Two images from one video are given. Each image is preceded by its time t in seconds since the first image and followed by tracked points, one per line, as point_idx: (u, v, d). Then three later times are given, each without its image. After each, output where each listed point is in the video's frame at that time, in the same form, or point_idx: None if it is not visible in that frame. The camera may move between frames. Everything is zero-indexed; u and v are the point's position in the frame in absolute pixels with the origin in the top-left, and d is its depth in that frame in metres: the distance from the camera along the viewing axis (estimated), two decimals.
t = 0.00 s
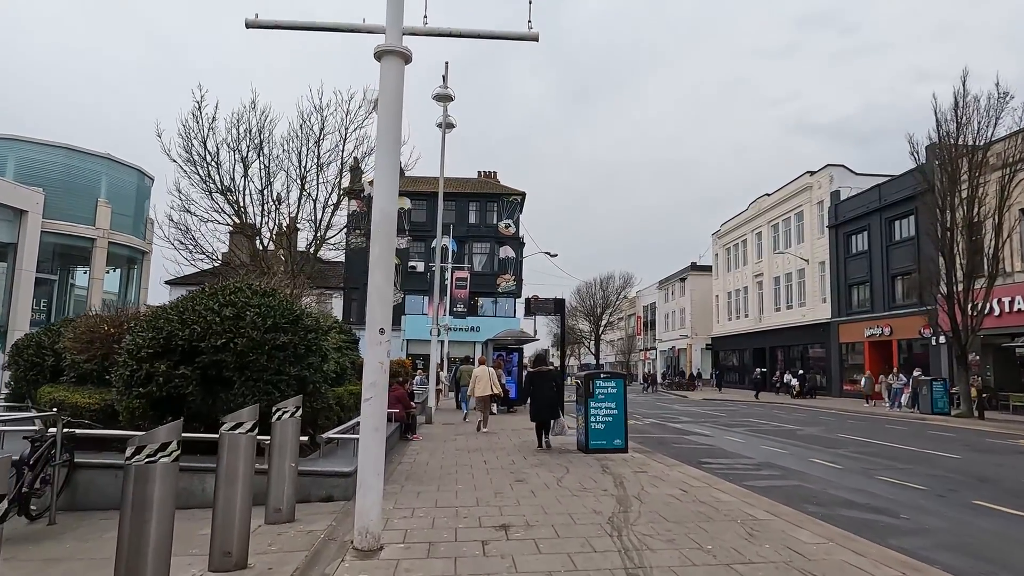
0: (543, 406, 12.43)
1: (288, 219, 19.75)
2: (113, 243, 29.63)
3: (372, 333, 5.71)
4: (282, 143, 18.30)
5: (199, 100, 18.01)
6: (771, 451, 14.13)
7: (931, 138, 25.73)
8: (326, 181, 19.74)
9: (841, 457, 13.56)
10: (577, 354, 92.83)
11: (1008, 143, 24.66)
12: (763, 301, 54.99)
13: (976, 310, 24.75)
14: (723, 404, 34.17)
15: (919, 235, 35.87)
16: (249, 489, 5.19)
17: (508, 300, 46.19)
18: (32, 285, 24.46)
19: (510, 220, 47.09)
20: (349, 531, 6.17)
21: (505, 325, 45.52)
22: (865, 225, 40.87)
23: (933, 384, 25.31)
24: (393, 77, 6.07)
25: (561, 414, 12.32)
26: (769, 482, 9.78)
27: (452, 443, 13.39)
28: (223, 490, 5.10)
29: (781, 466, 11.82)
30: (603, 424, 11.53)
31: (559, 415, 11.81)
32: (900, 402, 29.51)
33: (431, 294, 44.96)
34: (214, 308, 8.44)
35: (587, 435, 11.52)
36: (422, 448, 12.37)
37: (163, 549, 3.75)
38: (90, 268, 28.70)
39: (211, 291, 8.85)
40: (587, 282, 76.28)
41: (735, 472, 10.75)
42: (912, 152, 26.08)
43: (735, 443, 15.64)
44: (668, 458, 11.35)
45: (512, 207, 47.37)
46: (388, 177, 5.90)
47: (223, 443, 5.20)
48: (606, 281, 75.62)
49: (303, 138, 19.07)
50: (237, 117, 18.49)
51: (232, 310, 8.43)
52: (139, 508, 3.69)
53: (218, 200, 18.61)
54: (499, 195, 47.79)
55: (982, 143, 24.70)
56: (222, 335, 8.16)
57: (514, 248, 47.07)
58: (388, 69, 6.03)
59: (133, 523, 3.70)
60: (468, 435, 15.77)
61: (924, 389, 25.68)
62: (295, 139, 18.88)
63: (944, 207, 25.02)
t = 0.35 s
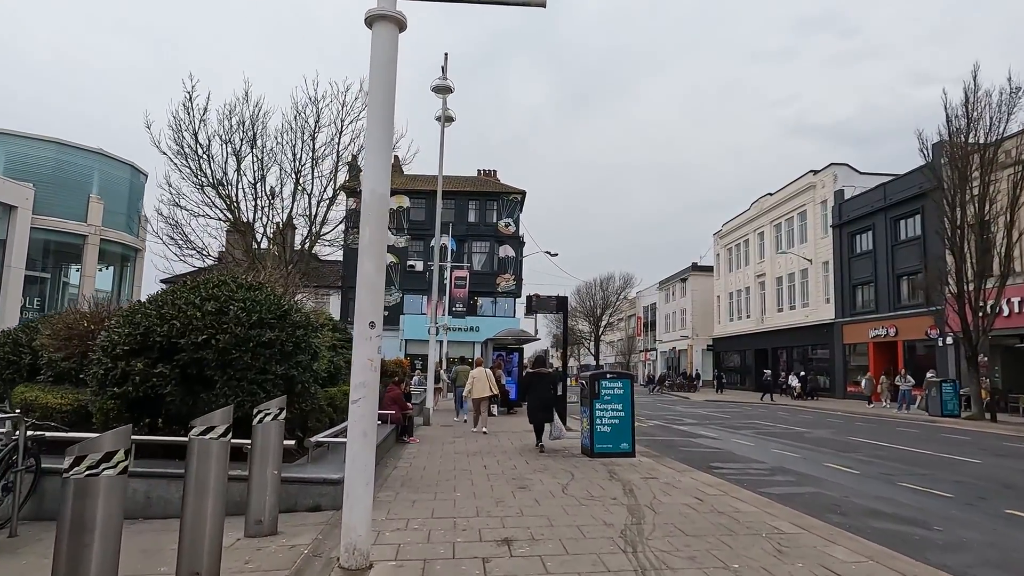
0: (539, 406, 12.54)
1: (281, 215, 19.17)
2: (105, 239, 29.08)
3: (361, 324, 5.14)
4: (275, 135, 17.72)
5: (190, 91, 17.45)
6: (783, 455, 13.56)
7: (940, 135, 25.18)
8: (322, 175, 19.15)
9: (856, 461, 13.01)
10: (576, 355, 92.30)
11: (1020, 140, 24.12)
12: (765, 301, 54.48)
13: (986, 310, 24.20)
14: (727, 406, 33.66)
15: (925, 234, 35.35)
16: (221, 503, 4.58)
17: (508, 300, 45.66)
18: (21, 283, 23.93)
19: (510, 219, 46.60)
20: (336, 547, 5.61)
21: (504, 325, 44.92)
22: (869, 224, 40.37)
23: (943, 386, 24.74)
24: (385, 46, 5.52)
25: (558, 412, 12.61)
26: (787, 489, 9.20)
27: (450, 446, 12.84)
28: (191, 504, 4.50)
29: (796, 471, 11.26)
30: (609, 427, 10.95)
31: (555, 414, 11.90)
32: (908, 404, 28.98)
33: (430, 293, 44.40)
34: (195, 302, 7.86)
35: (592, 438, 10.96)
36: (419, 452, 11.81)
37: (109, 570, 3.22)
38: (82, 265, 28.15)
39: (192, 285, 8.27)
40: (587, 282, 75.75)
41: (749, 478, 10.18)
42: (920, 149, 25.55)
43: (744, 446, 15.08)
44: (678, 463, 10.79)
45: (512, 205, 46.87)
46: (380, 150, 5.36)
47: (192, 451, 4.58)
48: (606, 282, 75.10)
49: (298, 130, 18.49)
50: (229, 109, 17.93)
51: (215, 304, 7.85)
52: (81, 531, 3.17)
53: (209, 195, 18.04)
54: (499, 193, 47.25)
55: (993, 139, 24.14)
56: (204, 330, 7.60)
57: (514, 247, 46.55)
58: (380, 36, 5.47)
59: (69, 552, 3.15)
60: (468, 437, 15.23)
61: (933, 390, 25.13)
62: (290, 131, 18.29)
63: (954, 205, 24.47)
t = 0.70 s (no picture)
0: (532, 408, 12.58)
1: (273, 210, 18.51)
2: (94, 236, 28.44)
3: (344, 317, 4.55)
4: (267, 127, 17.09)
5: (178, 81, 16.82)
6: (794, 460, 12.97)
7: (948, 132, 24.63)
8: (315, 170, 18.51)
9: (870, 465, 12.47)
10: (574, 355, 91.68)
11: None
12: (766, 301, 53.97)
13: (995, 310, 23.65)
14: (728, 407, 33.09)
15: (929, 233, 34.83)
16: (181, 524, 4.05)
17: (506, 299, 45.10)
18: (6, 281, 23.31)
19: (508, 218, 46.06)
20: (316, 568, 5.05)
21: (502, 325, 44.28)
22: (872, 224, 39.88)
23: (951, 388, 24.18)
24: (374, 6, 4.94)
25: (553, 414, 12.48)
26: (805, 498, 8.60)
27: (445, 450, 12.24)
28: (145, 521, 3.96)
29: (810, 477, 10.67)
30: (614, 431, 10.38)
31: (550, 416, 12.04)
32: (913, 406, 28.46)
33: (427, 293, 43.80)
34: (170, 297, 7.27)
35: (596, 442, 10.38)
36: (413, 456, 11.24)
37: None
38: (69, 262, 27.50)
39: (168, 278, 7.66)
40: (586, 282, 75.16)
41: (762, 485, 9.59)
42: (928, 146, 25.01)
43: (751, 450, 14.50)
44: (686, 469, 10.20)
45: (510, 204, 46.33)
46: (366, 123, 4.78)
47: (148, 465, 3.99)
48: (605, 282, 74.52)
49: (290, 123, 17.85)
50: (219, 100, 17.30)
51: (191, 299, 7.25)
52: None
53: (198, 188, 17.42)
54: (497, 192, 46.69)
55: (1003, 135, 23.57)
56: (179, 327, 7.00)
57: (512, 247, 45.98)
58: None
59: None
60: (465, 440, 14.63)
61: (941, 392, 24.57)
62: (281, 124, 17.65)
63: (963, 203, 23.94)
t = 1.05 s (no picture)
0: (522, 410, 12.32)
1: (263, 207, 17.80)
2: (81, 236, 27.76)
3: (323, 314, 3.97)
4: (257, 120, 16.43)
5: (163, 73, 16.18)
6: (806, 465, 12.39)
7: (956, 127, 24.12)
8: (306, 165, 17.85)
9: (886, 471, 11.94)
10: (573, 356, 91.15)
11: None
12: (766, 302, 53.46)
13: (1004, 309, 23.14)
14: (730, 409, 32.52)
15: (933, 232, 34.33)
16: (130, 551, 3.46)
17: (504, 300, 44.51)
18: None
19: (506, 217, 45.52)
20: None
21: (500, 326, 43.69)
22: (874, 223, 39.42)
23: (959, 389, 23.66)
24: None
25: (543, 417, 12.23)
26: (826, 510, 8.03)
27: (441, 456, 11.63)
28: (85, 548, 3.36)
29: (826, 485, 10.10)
30: (620, 437, 9.79)
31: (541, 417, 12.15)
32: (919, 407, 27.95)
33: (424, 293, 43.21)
34: (139, 294, 6.66)
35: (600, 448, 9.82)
36: (408, 464, 10.67)
37: None
38: (56, 262, 26.82)
39: (139, 274, 7.05)
40: (584, 283, 74.61)
41: (779, 495, 9.00)
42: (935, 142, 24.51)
43: (760, 455, 13.92)
44: (697, 476, 9.63)
45: (508, 204, 45.78)
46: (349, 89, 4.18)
47: (88, 484, 3.39)
48: (604, 282, 74.00)
49: (281, 116, 17.19)
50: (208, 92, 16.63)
51: (163, 295, 6.65)
52: None
53: (185, 184, 16.80)
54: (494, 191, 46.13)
55: (1012, 131, 23.04)
56: (149, 326, 6.40)
57: (510, 246, 45.41)
58: None
59: None
60: (462, 445, 14.03)
61: (949, 394, 24.05)
62: (272, 117, 16.99)
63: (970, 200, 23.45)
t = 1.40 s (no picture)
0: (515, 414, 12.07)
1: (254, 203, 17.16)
2: (71, 234, 27.14)
3: (297, 309, 3.40)
4: (248, 113, 15.81)
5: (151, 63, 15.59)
6: (821, 471, 11.82)
7: (966, 124, 23.55)
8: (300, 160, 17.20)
9: (905, 477, 11.39)
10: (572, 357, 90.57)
11: None
12: (768, 302, 52.92)
13: (1016, 310, 22.60)
14: (733, 411, 31.99)
15: (939, 230, 33.82)
16: None
17: (503, 300, 43.91)
18: None
19: (505, 216, 44.94)
20: None
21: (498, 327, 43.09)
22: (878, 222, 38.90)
23: (970, 391, 23.11)
24: None
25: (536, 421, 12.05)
26: (851, 523, 7.46)
27: (437, 462, 11.05)
28: None
29: (844, 493, 9.54)
30: (627, 444, 9.21)
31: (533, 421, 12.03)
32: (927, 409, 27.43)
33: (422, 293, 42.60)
34: (107, 290, 6.08)
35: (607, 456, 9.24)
36: (404, 471, 10.09)
37: None
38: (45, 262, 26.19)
39: (109, 268, 6.47)
40: (583, 283, 74.04)
41: (798, 506, 8.42)
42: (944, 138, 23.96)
43: (771, 460, 13.35)
44: (710, 486, 9.06)
45: (507, 203, 45.22)
46: (329, 46, 3.58)
47: (8, 514, 2.82)
48: (603, 282, 73.42)
49: (274, 109, 16.57)
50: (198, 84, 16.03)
51: (133, 292, 6.07)
52: None
53: (174, 179, 16.21)
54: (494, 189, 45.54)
55: None
56: (116, 325, 5.82)
57: (509, 246, 44.81)
58: None
59: None
60: (460, 449, 13.44)
61: (959, 396, 23.50)
62: (263, 109, 16.38)
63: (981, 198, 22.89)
